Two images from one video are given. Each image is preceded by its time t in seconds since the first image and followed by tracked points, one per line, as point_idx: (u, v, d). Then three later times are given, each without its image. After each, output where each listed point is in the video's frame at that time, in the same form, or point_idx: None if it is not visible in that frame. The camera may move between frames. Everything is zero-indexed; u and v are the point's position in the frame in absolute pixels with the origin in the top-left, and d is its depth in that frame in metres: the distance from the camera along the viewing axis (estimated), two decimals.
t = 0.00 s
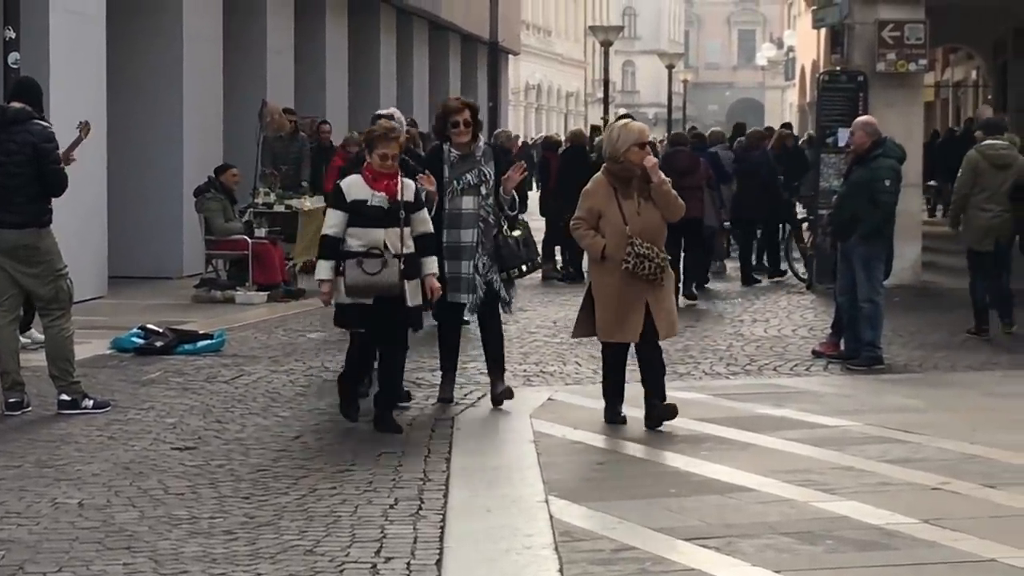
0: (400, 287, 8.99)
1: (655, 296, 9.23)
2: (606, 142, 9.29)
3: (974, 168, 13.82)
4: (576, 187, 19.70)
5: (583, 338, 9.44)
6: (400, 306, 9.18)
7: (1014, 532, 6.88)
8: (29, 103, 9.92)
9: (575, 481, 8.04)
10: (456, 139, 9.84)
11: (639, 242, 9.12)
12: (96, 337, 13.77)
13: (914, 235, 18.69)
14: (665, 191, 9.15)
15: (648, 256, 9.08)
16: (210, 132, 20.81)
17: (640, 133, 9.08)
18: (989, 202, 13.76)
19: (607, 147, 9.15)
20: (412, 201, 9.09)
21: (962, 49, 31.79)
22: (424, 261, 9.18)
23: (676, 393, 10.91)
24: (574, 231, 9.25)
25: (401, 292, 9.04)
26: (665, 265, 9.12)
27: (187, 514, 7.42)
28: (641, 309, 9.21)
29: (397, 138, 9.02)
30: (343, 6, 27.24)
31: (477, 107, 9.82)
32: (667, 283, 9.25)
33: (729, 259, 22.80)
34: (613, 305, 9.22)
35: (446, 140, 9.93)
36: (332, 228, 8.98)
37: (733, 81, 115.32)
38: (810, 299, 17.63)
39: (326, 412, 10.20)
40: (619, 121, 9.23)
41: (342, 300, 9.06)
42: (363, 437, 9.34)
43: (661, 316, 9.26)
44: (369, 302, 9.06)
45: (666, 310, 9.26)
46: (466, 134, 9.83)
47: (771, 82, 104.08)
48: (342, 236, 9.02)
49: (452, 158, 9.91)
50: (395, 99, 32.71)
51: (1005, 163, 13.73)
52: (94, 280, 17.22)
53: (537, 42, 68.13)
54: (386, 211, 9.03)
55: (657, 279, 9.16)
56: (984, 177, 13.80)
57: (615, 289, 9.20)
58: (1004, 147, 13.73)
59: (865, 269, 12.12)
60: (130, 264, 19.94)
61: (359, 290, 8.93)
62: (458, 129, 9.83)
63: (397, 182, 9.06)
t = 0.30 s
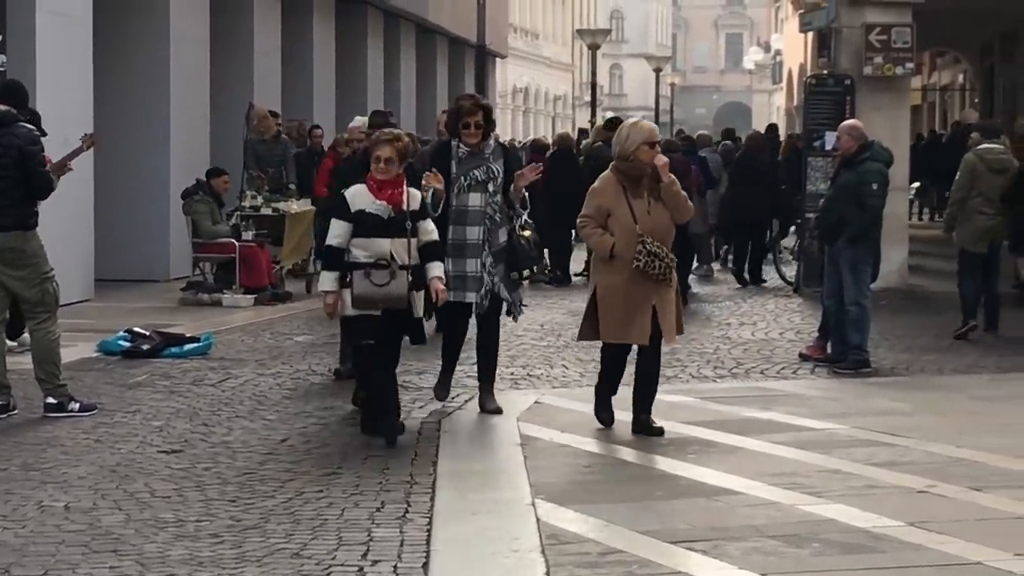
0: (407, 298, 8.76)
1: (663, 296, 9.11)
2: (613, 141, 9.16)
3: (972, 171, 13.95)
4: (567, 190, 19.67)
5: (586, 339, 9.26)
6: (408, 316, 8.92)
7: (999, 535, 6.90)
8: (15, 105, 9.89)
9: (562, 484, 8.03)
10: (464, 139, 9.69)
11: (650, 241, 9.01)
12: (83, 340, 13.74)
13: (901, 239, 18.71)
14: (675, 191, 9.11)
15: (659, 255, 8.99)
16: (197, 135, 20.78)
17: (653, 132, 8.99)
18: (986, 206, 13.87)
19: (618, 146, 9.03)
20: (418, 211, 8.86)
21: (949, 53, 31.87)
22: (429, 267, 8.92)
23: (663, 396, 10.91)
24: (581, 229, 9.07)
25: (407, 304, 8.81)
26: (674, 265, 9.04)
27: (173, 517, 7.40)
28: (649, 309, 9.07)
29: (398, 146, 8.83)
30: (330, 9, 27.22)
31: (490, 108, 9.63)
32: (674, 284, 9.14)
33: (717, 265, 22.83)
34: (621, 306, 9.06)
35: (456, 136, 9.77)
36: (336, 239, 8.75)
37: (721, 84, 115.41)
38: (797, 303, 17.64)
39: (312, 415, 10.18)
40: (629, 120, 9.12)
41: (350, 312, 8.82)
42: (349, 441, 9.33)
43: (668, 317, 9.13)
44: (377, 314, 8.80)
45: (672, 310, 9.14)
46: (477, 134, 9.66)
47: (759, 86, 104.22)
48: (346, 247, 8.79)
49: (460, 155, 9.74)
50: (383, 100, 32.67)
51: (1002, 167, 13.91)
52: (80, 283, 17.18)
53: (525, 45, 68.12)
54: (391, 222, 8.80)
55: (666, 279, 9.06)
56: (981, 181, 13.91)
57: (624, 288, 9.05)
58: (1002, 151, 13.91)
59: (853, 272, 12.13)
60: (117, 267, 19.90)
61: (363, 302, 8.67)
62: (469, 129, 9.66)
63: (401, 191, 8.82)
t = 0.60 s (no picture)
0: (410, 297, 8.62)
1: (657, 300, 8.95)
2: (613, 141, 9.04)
3: (965, 172, 14.25)
4: (558, 191, 19.69)
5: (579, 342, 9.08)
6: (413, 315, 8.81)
7: (984, 535, 6.92)
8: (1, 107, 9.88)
9: (549, 485, 8.04)
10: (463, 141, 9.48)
11: (646, 242, 8.85)
12: (70, 340, 13.72)
13: (888, 240, 18.73)
14: (674, 194, 8.97)
15: (654, 257, 8.82)
16: (184, 136, 20.75)
17: (653, 132, 8.87)
18: (974, 204, 14.22)
19: (618, 145, 8.90)
20: (421, 208, 8.78)
21: (936, 54, 31.97)
22: (432, 273, 8.90)
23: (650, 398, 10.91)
24: (577, 229, 8.91)
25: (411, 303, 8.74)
26: (670, 268, 8.88)
27: (160, 519, 7.39)
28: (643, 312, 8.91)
29: (403, 142, 8.71)
30: (318, 10, 27.22)
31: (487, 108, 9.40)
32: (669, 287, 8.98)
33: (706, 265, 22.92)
34: (614, 307, 8.87)
35: (453, 139, 9.57)
36: (340, 236, 8.61)
37: (709, 84, 115.49)
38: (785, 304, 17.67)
39: (300, 416, 10.17)
40: (630, 122, 9.00)
41: (353, 313, 8.67)
42: (337, 442, 9.32)
43: (663, 320, 8.96)
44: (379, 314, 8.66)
45: (667, 315, 8.97)
46: (474, 133, 9.42)
47: (746, 87, 104.37)
48: (350, 245, 8.64)
49: (459, 156, 9.53)
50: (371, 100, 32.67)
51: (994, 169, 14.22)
52: (67, 284, 17.14)
53: (512, 46, 68.15)
54: (394, 218, 8.67)
55: (662, 282, 8.90)
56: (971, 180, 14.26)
57: (618, 290, 8.88)
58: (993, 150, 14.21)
59: (840, 273, 12.14)
60: (105, 267, 19.88)
61: (365, 301, 8.55)
62: (465, 129, 9.43)
63: (404, 187, 8.71)
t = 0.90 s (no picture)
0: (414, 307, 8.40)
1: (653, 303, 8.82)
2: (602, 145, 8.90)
3: (947, 173, 14.51)
4: (544, 191, 19.65)
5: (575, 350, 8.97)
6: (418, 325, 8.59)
7: (971, 535, 6.93)
8: None
9: (537, 484, 8.05)
10: (454, 137, 9.14)
11: (639, 246, 8.71)
12: (58, 340, 13.70)
13: (876, 240, 18.76)
14: (665, 195, 8.83)
15: (648, 261, 8.69)
16: (172, 136, 20.73)
17: (642, 134, 8.71)
18: (958, 204, 14.46)
19: (607, 149, 8.76)
20: (430, 214, 8.49)
21: (923, 54, 32.03)
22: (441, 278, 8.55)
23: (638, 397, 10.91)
24: (568, 237, 8.78)
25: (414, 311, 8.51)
26: (664, 271, 8.74)
27: (148, 518, 7.38)
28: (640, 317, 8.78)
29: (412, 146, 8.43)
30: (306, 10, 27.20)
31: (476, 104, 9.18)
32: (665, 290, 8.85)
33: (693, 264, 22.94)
34: (609, 314, 8.74)
35: (437, 139, 9.21)
36: (346, 241, 8.37)
37: (697, 84, 115.60)
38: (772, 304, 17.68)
39: (289, 416, 10.16)
40: (618, 124, 8.85)
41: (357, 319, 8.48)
42: (324, 442, 9.31)
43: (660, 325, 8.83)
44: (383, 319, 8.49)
45: (663, 319, 8.85)
46: (465, 129, 9.15)
47: (734, 87, 104.45)
48: (356, 251, 8.41)
49: (447, 155, 9.17)
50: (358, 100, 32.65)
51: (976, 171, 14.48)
52: (54, 283, 17.11)
53: (501, 45, 68.15)
54: (400, 224, 8.43)
55: (657, 286, 8.77)
56: (954, 181, 14.52)
57: (612, 296, 8.76)
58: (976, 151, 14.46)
59: (828, 273, 12.15)
60: (92, 266, 19.85)
61: (368, 310, 8.34)
62: (457, 124, 9.13)
63: (413, 192, 8.43)
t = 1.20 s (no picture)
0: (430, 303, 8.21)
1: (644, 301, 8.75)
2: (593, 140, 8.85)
3: (928, 169, 14.86)
4: (535, 191, 19.58)
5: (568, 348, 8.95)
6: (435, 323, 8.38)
7: (959, 534, 6.94)
8: None
9: (525, 484, 8.04)
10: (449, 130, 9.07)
11: (627, 242, 8.65)
12: (45, 339, 13.68)
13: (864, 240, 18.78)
14: (655, 190, 8.74)
15: (636, 257, 8.62)
16: (159, 136, 20.70)
17: (631, 128, 8.62)
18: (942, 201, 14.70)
19: (596, 144, 8.67)
20: (449, 209, 8.30)
21: (912, 54, 32.08)
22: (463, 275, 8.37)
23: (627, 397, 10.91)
24: (558, 234, 8.75)
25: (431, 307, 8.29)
26: (654, 267, 8.67)
27: (136, 518, 7.37)
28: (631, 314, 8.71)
29: (432, 140, 8.29)
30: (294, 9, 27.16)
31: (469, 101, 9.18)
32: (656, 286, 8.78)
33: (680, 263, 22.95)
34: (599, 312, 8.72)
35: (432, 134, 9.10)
36: (362, 235, 8.24)
37: (685, 84, 115.62)
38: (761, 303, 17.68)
39: (276, 416, 10.14)
40: (608, 118, 8.77)
41: (373, 316, 8.30)
42: (313, 442, 9.30)
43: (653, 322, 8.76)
44: (399, 317, 8.27)
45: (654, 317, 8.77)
46: (462, 123, 9.11)
47: (723, 87, 104.53)
48: (370, 245, 8.26)
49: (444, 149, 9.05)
50: (346, 100, 32.62)
51: (955, 165, 14.89)
52: (42, 282, 17.08)
53: (489, 45, 68.11)
54: (417, 218, 8.25)
55: (647, 283, 8.70)
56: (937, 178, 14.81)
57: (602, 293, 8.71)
58: (954, 146, 14.87)
59: (817, 272, 12.16)
60: (79, 266, 19.81)
61: (384, 304, 8.14)
62: (453, 119, 9.09)
63: (431, 186, 8.26)
